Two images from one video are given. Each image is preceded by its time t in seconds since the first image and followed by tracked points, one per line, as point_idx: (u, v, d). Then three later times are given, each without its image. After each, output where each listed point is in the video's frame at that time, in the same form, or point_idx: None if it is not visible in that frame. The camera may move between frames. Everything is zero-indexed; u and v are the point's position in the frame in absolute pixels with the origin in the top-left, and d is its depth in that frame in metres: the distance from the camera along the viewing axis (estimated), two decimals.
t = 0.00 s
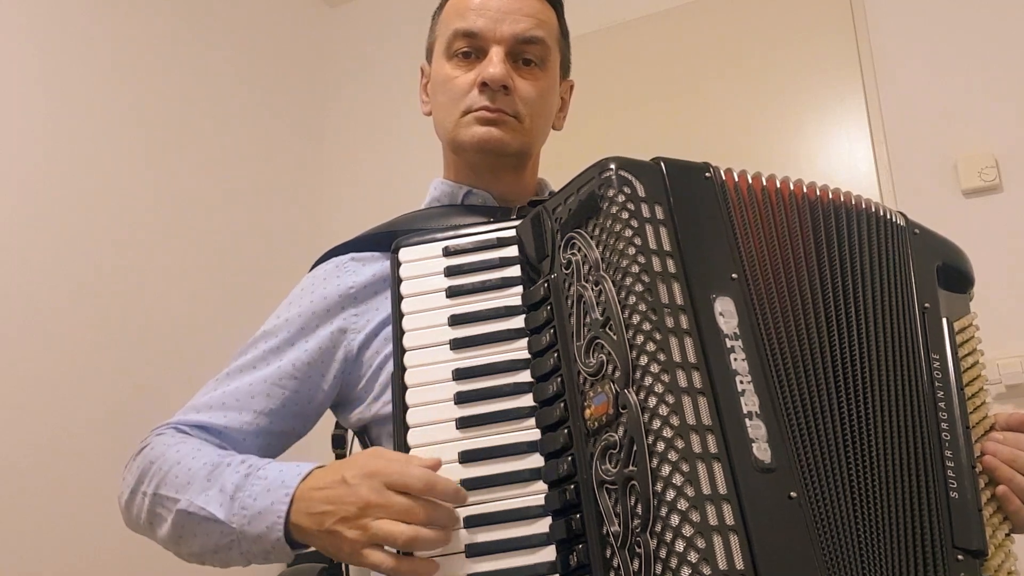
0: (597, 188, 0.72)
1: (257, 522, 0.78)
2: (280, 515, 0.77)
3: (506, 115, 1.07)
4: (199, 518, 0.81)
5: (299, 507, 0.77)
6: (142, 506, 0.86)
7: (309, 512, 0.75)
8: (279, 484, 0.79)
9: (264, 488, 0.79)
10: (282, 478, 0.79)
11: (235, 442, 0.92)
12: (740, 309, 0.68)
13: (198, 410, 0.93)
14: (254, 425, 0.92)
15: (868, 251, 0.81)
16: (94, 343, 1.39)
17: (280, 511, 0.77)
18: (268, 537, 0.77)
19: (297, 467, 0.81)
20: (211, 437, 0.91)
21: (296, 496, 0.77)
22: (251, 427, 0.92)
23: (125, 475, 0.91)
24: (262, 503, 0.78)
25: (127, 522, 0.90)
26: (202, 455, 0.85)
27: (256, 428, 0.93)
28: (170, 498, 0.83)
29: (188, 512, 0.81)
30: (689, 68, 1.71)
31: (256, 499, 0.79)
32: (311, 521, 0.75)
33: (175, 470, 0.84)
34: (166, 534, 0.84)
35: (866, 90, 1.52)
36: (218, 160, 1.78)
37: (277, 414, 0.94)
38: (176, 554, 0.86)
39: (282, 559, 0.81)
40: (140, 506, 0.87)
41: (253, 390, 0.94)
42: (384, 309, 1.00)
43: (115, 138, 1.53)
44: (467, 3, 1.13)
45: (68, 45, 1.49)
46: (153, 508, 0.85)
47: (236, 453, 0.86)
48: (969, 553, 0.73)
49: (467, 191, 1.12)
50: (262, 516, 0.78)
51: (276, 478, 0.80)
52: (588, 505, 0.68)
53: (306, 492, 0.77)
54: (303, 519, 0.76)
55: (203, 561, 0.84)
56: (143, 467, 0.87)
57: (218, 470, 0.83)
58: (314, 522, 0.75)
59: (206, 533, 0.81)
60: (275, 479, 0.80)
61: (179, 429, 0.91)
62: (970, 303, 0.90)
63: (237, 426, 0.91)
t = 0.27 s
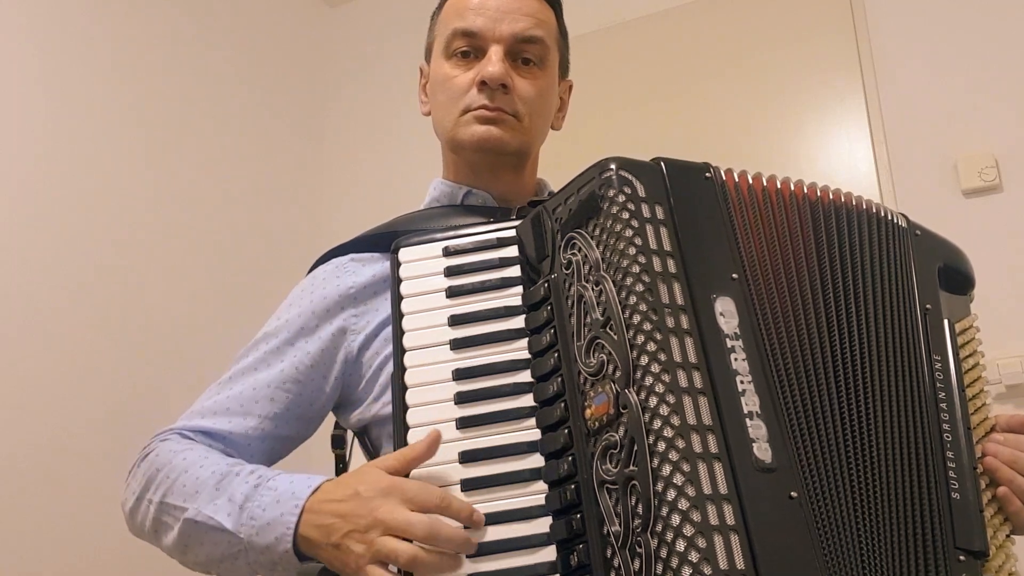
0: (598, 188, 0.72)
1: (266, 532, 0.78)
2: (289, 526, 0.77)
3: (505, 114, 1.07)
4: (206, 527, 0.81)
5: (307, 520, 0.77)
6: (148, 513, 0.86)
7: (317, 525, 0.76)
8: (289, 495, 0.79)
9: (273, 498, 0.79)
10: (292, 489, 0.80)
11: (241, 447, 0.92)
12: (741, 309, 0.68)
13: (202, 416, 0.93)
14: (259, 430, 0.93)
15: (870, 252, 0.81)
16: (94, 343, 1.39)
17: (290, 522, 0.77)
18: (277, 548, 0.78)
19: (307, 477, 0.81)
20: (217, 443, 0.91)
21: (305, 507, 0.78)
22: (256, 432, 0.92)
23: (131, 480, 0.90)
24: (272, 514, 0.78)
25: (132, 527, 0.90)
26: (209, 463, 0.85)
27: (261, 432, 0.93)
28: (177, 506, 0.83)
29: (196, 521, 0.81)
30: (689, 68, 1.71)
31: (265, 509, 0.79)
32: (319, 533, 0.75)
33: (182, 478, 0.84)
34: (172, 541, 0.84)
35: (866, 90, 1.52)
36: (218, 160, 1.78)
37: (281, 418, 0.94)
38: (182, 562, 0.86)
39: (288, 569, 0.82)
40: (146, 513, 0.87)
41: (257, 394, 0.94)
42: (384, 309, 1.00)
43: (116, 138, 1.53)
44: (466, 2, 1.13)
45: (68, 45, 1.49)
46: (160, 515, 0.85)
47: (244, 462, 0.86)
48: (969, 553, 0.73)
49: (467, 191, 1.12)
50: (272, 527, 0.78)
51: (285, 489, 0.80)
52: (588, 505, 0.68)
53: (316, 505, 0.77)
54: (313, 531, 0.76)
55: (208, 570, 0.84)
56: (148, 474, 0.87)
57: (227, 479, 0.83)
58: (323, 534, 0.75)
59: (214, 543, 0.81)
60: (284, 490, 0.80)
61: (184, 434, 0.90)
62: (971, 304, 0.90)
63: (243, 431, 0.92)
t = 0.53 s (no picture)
0: (597, 188, 0.72)
1: (261, 544, 0.78)
2: (283, 538, 0.77)
3: (505, 113, 1.07)
4: (203, 537, 0.81)
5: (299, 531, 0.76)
6: (147, 519, 0.86)
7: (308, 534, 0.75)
8: (284, 506, 0.79)
9: (268, 509, 0.79)
10: (287, 500, 0.79)
11: (240, 449, 0.92)
12: (740, 309, 0.68)
13: (202, 417, 0.93)
14: (258, 431, 0.93)
15: (871, 253, 0.81)
16: (94, 343, 1.39)
17: (284, 534, 0.77)
18: (272, 559, 0.77)
19: (302, 489, 0.81)
20: (216, 445, 0.91)
21: (300, 518, 0.77)
22: (255, 433, 0.92)
23: (132, 484, 0.90)
24: (267, 526, 0.78)
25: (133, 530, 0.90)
26: (207, 472, 0.85)
27: (260, 433, 0.93)
28: (175, 514, 0.83)
29: (192, 530, 0.81)
30: (689, 68, 1.71)
31: (260, 520, 0.79)
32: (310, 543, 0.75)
33: (180, 485, 0.84)
34: (170, 549, 0.84)
35: (866, 89, 1.52)
36: (218, 160, 1.78)
37: (280, 419, 0.94)
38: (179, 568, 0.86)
39: None
40: (145, 517, 0.87)
41: (256, 395, 0.94)
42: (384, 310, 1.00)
43: (115, 138, 1.53)
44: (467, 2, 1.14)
45: (68, 46, 1.49)
46: (158, 521, 0.85)
47: (241, 471, 0.85)
48: (970, 554, 0.73)
49: (466, 191, 1.12)
50: (267, 538, 0.78)
51: (280, 500, 0.79)
52: (588, 505, 0.67)
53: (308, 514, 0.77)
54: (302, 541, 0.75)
55: None
56: (148, 479, 0.87)
57: (224, 488, 0.83)
58: (313, 544, 0.74)
59: (210, 552, 0.81)
60: (280, 502, 0.79)
61: (184, 436, 0.90)
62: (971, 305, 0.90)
63: (242, 432, 0.92)
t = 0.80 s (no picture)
0: (597, 188, 0.72)
1: (268, 531, 0.78)
2: (290, 525, 0.77)
3: (507, 111, 1.08)
4: (208, 525, 0.81)
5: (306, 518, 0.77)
6: (150, 512, 0.86)
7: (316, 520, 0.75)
8: (290, 493, 0.79)
9: (275, 496, 0.80)
10: (293, 488, 0.80)
11: (240, 445, 0.92)
12: (739, 308, 0.69)
13: (202, 413, 0.93)
14: (258, 428, 0.93)
15: (871, 254, 0.81)
16: (93, 343, 1.39)
17: (291, 521, 0.77)
18: (279, 546, 0.78)
19: (308, 477, 0.81)
20: (216, 441, 0.91)
21: (306, 505, 0.78)
22: (255, 430, 0.93)
23: (131, 479, 0.90)
24: (274, 512, 0.79)
25: (132, 524, 0.90)
26: (211, 462, 0.85)
27: (260, 431, 0.93)
28: (179, 505, 0.83)
29: (197, 520, 0.81)
30: (688, 68, 1.71)
31: (267, 507, 0.79)
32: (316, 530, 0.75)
33: (184, 477, 0.84)
34: (173, 541, 0.84)
35: (866, 90, 1.52)
36: (217, 160, 1.78)
37: (280, 417, 0.95)
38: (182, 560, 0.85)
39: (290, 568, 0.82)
40: (146, 511, 0.87)
41: (257, 393, 0.94)
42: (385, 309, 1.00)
43: (115, 139, 1.54)
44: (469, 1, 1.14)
45: (68, 46, 1.49)
46: (161, 514, 0.85)
47: (245, 462, 0.86)
48: (970, 553, 0.73)
49: (467, 191, 1.13)
50: (273, 525, 0.78)
51: (287, 488, 0.80)
52: (587, 504, 0.68)
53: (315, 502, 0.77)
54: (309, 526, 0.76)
55: (209, 568, 0.84)
56: (149, 472, 0.87)
57: (230, 478, 0.83)
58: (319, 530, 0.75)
59: (215, 541, 0.81)
60: (286, 489, 0.80)
61: (184, 432, 0.90)
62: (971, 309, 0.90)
63: (242, 428, 0.92)
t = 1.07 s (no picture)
0: (600, 188, 0.72)
1: (277, 512, 0.78)
2: (300, 502, 0.76)
3: (511, 109, 1.08)
4: (220, 510, 0.81)
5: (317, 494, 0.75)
6: (158, 504, 0.86)
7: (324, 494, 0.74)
8: (301, 472, 0.79)
9: (284, 476, 0.79)
10: (302, 466, 0.79)
11: (244, 442, 0.92)
12: (742, 309, 0.69)
13: (206, 411, 0.93)
14: (261, 425, 0.92)
15: (874, 258, 0.82)
16: (93, 343, 1.40)
17: (300, 499, 0.77)
18: (290, 524, 0.77)
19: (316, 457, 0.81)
20: (221, 437, 0.91)
21: (316, 483, 0.77)
22: (259, 428, 0.92)
23: (139, 476, 0.90)
24: (283, 492, 0.78)
25: (141, 520, 0.90)
26: (220, 451, 0.85)
27: (263, 428, 0.93)
28: (188, 495, 0.83)
29: (208, 506, 0.81)
30: (688, 68, 1.71)
31: (276, 488, 0.79)
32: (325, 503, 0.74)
33: (192, 467, 0.84)
34: (184, 531, 0.84)
35: (866, 90, 1.53)
36: (217, 160, 1.78)
37: (284, 415, 0.95)
38: (194, 550, 0.85)
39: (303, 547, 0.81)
40: (155, 504, 0.87)
41: (261, 390, 0.94)
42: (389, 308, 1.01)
43: (115, 139, 1.54)
44: (471, 3, 1.15)
45: (68, 46, 1.50)
46: (170, 506, 0.85)
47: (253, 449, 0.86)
48: (973, 554, 0.73)
49: (471, 192, 1.13)
50: (282, 505, 0.78)
51: (296, 467, 0.79)
52: (590, 502, 0.68)
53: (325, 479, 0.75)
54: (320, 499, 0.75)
55: (221, 555, 0.84)
56: (157, 467, 0.87)
57: (239, 464, 0.83)
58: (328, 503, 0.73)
59: (226, 526, 0.81)
60: (296, 468, 0.79)
61: (189, 428, 0.90)
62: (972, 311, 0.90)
63: (245, 426, 0.91)
